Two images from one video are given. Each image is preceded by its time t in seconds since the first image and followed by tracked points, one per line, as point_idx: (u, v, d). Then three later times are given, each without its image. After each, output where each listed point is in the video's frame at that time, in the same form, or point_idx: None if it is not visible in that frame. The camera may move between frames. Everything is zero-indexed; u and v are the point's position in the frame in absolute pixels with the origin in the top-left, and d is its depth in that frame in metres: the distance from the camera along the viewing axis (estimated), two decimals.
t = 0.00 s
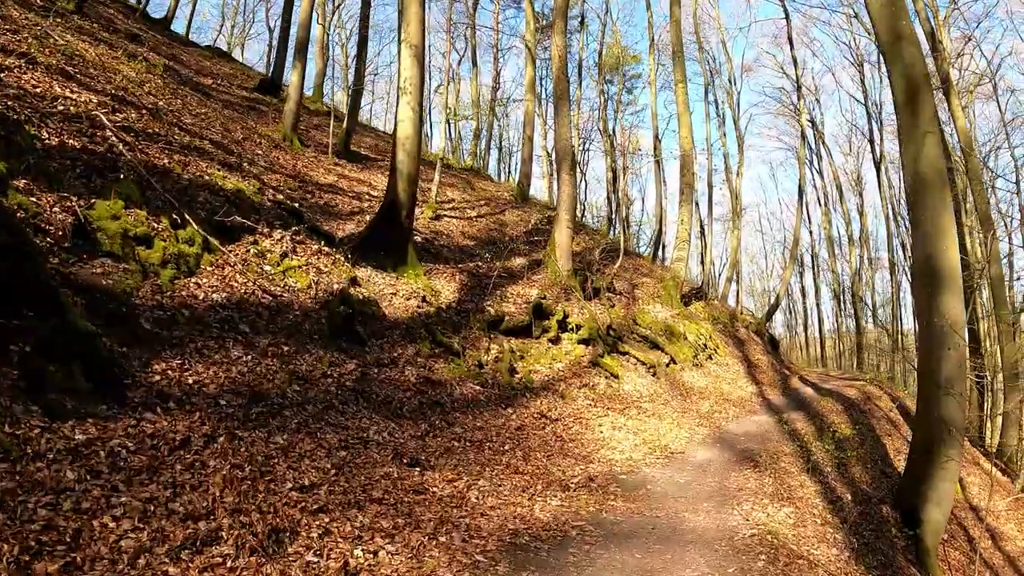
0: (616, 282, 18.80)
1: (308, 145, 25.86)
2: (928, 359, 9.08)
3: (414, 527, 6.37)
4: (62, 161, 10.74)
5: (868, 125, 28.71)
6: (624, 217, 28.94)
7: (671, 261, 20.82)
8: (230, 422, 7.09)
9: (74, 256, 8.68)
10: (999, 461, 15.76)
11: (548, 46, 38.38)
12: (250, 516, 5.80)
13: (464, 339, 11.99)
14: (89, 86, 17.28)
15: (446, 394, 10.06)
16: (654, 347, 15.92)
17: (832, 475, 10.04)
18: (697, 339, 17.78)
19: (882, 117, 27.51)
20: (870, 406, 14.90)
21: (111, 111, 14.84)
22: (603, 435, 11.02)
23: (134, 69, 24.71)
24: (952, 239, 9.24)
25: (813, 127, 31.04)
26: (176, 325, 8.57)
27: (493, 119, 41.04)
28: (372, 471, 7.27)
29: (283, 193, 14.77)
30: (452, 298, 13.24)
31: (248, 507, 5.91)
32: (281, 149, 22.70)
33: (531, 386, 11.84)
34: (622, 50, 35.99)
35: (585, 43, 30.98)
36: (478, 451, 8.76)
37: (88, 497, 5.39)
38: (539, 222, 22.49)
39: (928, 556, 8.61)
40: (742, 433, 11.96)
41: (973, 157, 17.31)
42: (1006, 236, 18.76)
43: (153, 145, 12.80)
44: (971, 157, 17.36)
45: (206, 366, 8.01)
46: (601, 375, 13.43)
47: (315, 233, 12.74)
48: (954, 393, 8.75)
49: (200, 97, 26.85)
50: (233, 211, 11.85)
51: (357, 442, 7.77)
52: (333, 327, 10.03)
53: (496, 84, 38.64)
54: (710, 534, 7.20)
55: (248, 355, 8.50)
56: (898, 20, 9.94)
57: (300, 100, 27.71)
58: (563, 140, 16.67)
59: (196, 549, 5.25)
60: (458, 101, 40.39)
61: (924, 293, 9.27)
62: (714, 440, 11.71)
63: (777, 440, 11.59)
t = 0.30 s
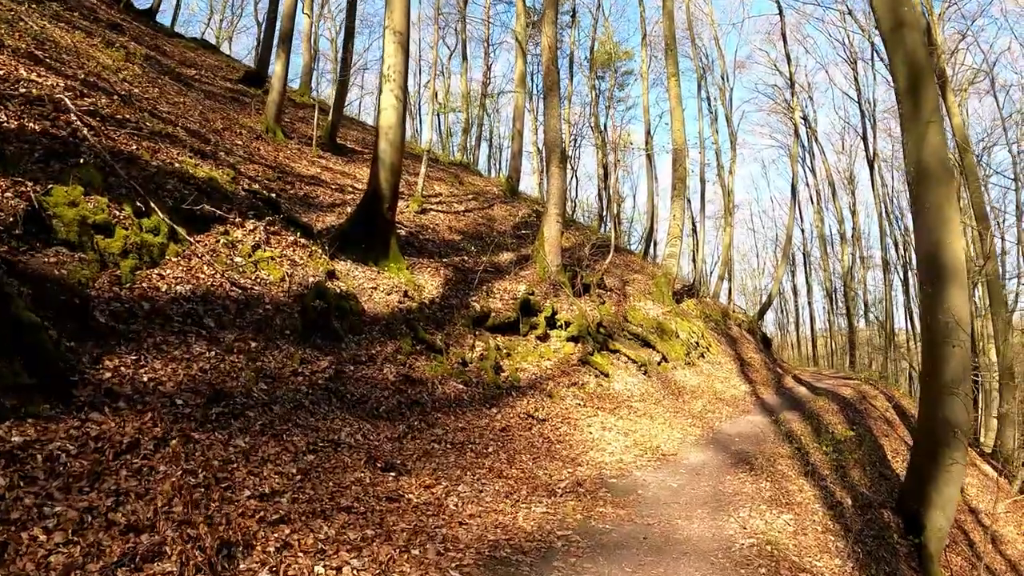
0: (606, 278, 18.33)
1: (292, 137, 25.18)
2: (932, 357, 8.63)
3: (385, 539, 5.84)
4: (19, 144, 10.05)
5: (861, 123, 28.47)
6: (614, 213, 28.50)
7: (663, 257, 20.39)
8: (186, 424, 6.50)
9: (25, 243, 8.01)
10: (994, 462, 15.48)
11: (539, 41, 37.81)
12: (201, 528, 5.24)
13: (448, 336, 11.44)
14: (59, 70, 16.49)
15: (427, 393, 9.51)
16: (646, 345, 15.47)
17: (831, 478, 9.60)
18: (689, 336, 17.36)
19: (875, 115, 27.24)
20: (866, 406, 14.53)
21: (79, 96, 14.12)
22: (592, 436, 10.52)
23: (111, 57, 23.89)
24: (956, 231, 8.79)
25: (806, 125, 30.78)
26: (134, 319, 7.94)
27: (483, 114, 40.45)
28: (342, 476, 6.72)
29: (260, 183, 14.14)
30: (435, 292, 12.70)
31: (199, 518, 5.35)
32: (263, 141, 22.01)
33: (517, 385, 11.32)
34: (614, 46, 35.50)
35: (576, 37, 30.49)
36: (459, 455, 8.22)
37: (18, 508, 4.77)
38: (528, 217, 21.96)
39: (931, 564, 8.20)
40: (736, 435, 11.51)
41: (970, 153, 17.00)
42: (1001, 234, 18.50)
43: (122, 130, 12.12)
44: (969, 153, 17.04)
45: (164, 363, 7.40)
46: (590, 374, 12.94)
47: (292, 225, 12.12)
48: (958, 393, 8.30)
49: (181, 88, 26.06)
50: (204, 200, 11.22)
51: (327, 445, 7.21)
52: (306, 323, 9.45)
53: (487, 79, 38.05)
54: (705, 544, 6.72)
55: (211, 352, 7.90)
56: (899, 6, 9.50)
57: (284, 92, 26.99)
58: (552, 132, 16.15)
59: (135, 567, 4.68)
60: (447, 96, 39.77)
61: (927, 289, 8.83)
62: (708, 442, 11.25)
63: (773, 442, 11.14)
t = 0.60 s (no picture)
0: (597, 274, 17.86)
1: (275, 130, 24.49)
2: (938, 354, 8.22)
3: (354, 552, 5.32)
4: None
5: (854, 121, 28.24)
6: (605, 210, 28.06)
7: (655, 254, 19.96)
8: (138, 426, 5.95)
9: None
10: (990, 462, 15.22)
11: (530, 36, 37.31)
12: (144, 541, 4.71)
13: (431, 332, 10.86)
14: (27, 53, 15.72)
15: (408, 391, 8.99)
16: (637, 343, 15.03)
17: (831, 480, 9.18)
18: (682, 335, 16.94)
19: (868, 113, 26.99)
20: (862, 405, 14.17)
21: (46, 79, 13.41)
22: (582, 437, 10.03)
23: (88, 45, 23.06)
24: (963, 222, 8.39)
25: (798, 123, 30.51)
26: (89, 311, 7.31)
27: (473, 110, 39.88)
28: (309, 482, 6.20)
29: (237, 173, 13.52)
30: (419, 287, 12.15)
31: (144, 530, 4.82)
32: (245, 132, 21.33)
33: (504, 384, 10.80)
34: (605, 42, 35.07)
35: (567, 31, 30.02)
36: (440, 457, 7.73)
37: None
38: (517, 212, 21.46)
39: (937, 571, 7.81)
40: (732, 436, 11.07)
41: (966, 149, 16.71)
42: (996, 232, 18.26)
43: (88, 114, 11.46)
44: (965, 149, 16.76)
45: (119, 359, 6.81)
46: (580, 372, 12.46)
47: (268, 215, 11.61)
48: (966, 393, 7.90)
49: (161, 78, 25.26)
50: (173, 188, 10.61)
51: (295, 448, 6.68)
52: (279, 318, 8.90)
53: (477, 74, 37.48)
54: (703, 554, 6.26)
55: (172, 348, 7.34)
56: None
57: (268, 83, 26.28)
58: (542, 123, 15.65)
59: None
60: (437, 91, 39.17)
61: (932, 283, 8.42)
62: (703, 443, 10.81)
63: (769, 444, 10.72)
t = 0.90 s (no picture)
0: (590, 272, 17.40)
1: (261, 123, 23.87)
2: (947, 354, 7.78)
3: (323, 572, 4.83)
4: None
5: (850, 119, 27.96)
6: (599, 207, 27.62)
7: (649, 251, 19.53)
8: (88, 430, 5.44)
9: None
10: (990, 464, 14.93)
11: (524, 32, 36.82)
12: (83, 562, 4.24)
13: (417, 330, 10.33)
14: None
15: (390, 392, 8.48)
16: (632, 342, 14.59)
17: (836, 485, 8.77)
18: (677, 334, 16.53)
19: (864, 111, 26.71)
20: (862, 406, 13.80)
21: (15, 63, 12.78)
22: (575, 440, 9.56)
23: (67, 33, 22.35)
24: (973, 216, 7.93)
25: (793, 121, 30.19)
26: (43, 304, 6.75)
27: (465, 107, 39.34)
28: (277, 491, 5.74)
29: (215, 164, 12.96)
30: (405, 282, 11.61)
31: (84, 549, 4.35)
32: (229, 124, 20.72)
33: (494, 384, 10.30)
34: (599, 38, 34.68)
35: (561, 27, 29.55)
36: (423, 462, 7.24)
37: None
38: (509, 209, 20.97)
39: None
40: (730, 439, 10.64)
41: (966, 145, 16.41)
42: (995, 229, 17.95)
43: (56, 99, 10.87)
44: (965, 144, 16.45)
45: (73, 356, 6.27)
46: (573, 372, 11.99)
47: (246, 207, 11.12)
48: (977, 393, 7.46)
49: (144, 69, 24.58)
50: (144, 177, 10.05)
51: (263, 454, 6.20)
52: (252, 314, 8.38)
53: (469, 70, 36.97)
54: (705, 568, 5.81)
55: (132, 346, 6.82)
56: None
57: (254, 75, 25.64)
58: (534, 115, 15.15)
59: None
60: (428, 86, 38.60)
61: (940, 279, 7.97)
62: (700, 446, 10.38)
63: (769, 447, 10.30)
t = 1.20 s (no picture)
0: (582, 268, 16.99)
1: (246, 115, 23.27)
2: (954, 351, 7.40)
3: None
4: None
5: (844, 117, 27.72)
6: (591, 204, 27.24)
7: (643, 247, 19.14)
8: (30, 433, 4.96)
9: None
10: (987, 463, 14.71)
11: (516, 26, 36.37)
12: None
13: (401, 325, 9.85)
14: None
15: (370, 391, 8.02)
16: (624, 339, 14.20)
17: (838, 489, 8.39)
18: (670, 331, 16.17)
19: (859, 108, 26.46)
20: (860, 406, 13.47)
21: None
22: (565, 442, 9.14)
23: (44, 21, 21.63)
24: (981, 207, 7.53)
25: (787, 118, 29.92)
26: None
27: (457, 102, 38.84)
28: (240, 500, 5.32)
29: (191, 154, 12.42)
30: (390, 276, 11.14)
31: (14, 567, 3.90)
32: (211, 116, 20.12)
33: (481, 383, 9.86)
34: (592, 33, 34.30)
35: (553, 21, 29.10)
36: (403, 465, 6.80)
37: None
38: (500, 204, 20.53)
39: None
40: (727, 440, 10.26)
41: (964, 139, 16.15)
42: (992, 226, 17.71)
43: (21, 83, 10.31)
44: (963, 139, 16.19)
45: (21, 353, 5.77)
46: (564, 370, 11.57)
47: (221, 197, 10.65)
48: (985, 393, 7.08)
49: (125, 59, 23.89)
50: (112, 164, 9.54)
51: (227, 459, 5.76)
52: (223, 309, 7.91)
53: (460, 64, 36.47)
54: None
55: (89, 342, 6.34)
56: None
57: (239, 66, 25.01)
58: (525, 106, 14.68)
59: None
60: (419, 81, 38.04)
61: (947, 273, 7.57)
62: (696, 447, 10.00)
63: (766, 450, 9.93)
